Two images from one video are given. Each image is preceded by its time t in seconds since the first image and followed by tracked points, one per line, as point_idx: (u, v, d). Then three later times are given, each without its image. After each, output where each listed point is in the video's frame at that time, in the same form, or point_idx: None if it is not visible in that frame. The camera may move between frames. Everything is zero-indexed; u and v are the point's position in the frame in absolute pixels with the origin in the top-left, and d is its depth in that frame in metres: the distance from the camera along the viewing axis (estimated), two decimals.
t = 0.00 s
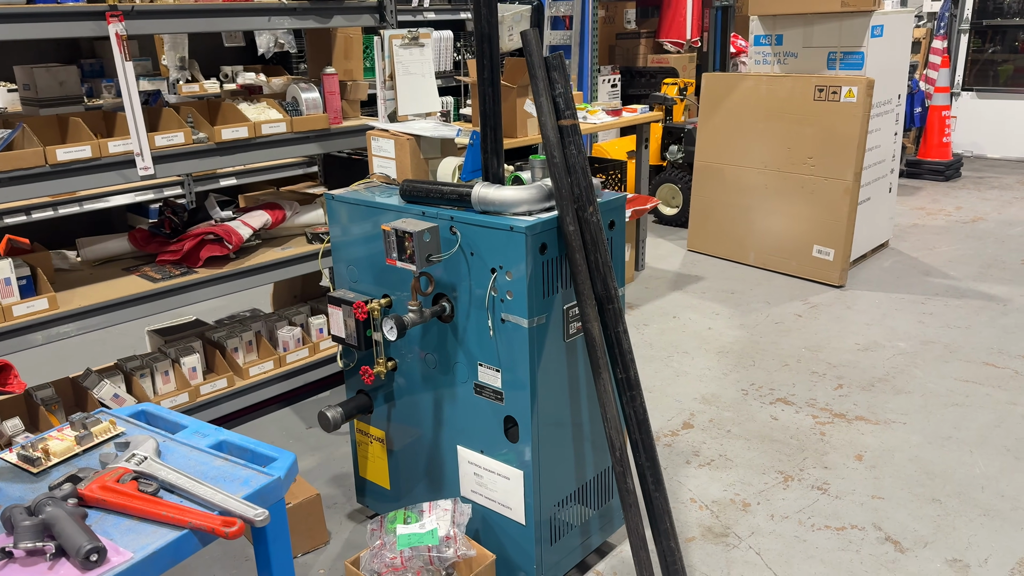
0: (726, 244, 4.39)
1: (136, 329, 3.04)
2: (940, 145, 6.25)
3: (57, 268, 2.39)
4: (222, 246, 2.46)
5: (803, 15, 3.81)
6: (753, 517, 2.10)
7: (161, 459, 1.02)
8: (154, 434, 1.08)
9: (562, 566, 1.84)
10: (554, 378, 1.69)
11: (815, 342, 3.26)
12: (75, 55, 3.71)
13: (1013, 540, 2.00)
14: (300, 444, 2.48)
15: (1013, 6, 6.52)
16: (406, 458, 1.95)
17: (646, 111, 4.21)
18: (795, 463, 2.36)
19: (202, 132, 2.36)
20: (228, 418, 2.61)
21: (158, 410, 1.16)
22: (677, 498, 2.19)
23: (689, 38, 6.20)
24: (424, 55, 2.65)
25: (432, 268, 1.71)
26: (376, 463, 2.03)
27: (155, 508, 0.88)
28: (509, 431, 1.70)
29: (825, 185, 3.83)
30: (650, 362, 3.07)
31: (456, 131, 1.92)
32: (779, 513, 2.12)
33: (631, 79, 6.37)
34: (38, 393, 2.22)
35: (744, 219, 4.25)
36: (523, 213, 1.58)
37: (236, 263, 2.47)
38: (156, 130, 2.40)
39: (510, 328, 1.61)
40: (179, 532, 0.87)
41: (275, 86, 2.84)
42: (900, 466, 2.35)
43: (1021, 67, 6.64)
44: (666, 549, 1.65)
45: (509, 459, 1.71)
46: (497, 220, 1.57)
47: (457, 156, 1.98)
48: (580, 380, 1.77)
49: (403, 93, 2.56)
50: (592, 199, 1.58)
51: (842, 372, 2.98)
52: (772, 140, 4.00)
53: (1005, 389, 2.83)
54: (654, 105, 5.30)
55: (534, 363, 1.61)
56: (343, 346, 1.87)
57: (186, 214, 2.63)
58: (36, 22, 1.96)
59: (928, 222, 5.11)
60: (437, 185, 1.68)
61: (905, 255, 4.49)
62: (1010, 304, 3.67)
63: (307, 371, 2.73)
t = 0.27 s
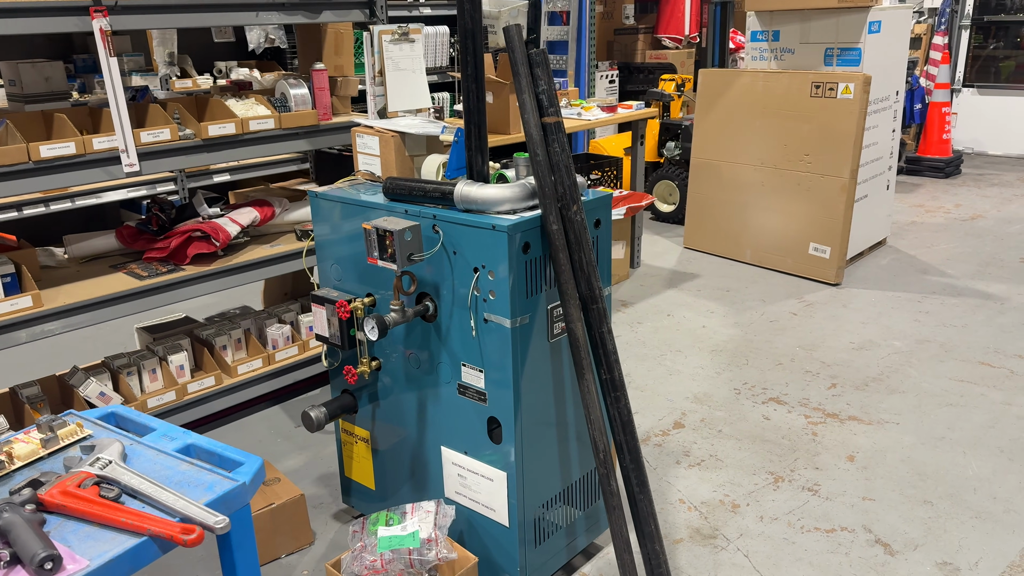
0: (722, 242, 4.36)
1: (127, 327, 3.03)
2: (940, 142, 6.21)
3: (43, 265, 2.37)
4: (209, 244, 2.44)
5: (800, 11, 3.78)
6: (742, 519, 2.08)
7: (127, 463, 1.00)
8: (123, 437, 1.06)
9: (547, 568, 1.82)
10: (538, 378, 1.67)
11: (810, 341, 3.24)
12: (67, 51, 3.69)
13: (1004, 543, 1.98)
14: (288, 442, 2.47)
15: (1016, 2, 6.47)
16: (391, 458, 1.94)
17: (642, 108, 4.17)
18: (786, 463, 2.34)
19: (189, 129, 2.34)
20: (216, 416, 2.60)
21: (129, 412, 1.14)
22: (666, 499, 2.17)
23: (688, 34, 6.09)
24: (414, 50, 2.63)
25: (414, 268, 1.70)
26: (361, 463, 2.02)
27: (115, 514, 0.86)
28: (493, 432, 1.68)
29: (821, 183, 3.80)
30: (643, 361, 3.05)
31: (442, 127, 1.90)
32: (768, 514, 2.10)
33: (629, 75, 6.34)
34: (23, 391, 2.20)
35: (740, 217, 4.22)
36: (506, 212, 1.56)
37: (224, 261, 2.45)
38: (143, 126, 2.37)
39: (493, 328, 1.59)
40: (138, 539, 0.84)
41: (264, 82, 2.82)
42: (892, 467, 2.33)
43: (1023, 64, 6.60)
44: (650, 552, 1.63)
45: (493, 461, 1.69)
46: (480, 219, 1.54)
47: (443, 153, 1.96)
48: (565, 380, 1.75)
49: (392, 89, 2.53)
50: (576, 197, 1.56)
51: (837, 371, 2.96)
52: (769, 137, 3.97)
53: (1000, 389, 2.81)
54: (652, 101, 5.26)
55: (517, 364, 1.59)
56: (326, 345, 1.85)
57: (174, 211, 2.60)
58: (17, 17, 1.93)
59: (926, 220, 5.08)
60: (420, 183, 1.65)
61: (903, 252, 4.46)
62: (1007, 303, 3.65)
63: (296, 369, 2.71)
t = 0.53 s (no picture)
0: (721, 243, 4.33)
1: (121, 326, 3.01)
2: (944, 144, 6.17)
3: (33, 264, 2.35)
4: (199, 244, 2.42)
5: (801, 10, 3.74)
6: (733, 525, 2.05)
7: (91, 470, 0.98)
8: (90, 443, 1.04)
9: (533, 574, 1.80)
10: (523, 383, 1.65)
11: (807, 344, 3.21)
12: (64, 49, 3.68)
13: (998, 552, 1.95)
14: (278, 444, 2.45)
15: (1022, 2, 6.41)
16: (377, 462, 1.92)
17: (641, 108, 4.14)
18: (779, 469, 2.32)
19: (179, 128, 2.32)
20: (207, 417, 2.58)
21: (99, 417, 1.13)
22: (656, 504, 2.14)
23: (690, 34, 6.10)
24: (408, 49, 2.60)
25: (398, 270, 1.68)
26: (347, 466, 2.00)
27: (71, 524, 0.84)
28: (477, 436, 1.66)
29: (821, 184, 3.77)
30: (638, 363, 3.02)
31: (428, 127, 1.88)
32: (759, 520, 2.08)
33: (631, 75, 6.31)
34: (11, 390, 2.18)
35: (739, 218, 4.19)
36: (490, 215, 1.54)
37: (214, 261, 2.44)
38: (132, 125, 2.36)
39: (476, 332, 1.57)
40: (93, 550, 0.82)
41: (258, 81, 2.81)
42: (886, 473, 2.30)
43: None
44: (635, 559, 1.60)
45: (477, 466, 1.68)
46: (463, 221, 1.52)
47: (431, 154, 1.94)
48: (550, 385, 1.73)
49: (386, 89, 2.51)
50: (561, 200, 1.54)
51: (833, 375, 2.93)
52: (768, 138, 3.94)
53: (998, 394, 2.77)
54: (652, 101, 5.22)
55: (501, 368, 1.57)
56: (311, 347, 1.84)
57: (165, 211, 2.59)
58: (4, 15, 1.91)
59: (929, 222, 5.04)
60: (403, 184, 1.64)
61: (903, 255, 4.42)
62: (1008, 306, 3.61)
63: (288, 370, 2.69)
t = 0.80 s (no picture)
0: (727, 251, 4.31)
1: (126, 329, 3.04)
2: (955, 151, 6.12)
3: (37, 268, 2.38)
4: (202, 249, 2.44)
5: (807, 18, 3.73)
6: (730, 536, 2.04)
7: (76, 478, 1.00)
8: (76, 451, 1.06)
9: None
10: (517, 391, 1.65)
11: (811, 353, 3.19)
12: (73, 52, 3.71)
13: (998, 567, 1.93)
14: (278, 449, 2.47)
15: None
16: (373, 468, 1.93)
17: (647, 114, 4.13)
18: (779, 479, 2.31)
19: (182, 134, 2.34)
20: (208, 421, 2.60)
21: (87, 425, 1.14)
22: (654, 514, 2.13)
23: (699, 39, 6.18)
24: (411, 57, 2.60)
25: (393, 278, 1.68)
26: (343, 473, 2.01)
27: (52, 533, 0.85)
28: (471, 445, 1.66)
29: (827, 192, 3.75)
30: (640, 371, 3.01)
31: (426, 136, 1.88)
32: (757, 532, 2.06)
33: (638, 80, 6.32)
34: (14, 394, 2.20)
35: (745, 225, 4.17)
36: (484, 224, 1.54)
37: (216, 266, 2.46)
38: (137, 131, 2.38)
39: (469, 340, 1.58)
40: (72, 559, 0.84)
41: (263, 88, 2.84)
42: (886, 485, 2.29)
43: None
44: (628, 570, 1.60)
45: (470, 474, 1.68)
46: (457, 229, 1.53)
47: (430, 162, 1.95)
48: (545, 394, 1.73)
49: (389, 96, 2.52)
50: (555, 209, 1.54)
51: (836, 385, 2.91)
52: (775, 145, 3.92)
53: (1003, 406, 2.75)
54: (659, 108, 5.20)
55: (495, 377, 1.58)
56: (308, 354, 1.84)
57: (168, 215, 2.60)
58: (9, 23, 1.93)
59: (938, 230, 5.00)
60: (399, 192, 1.65)
61: (911, 263, 4.39)
62: (1016, 316, 3.58)
63: (289, 375, 2.70)
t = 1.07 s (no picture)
0: (734, 256, 4.29)
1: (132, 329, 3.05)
2: (966, 157, 6.07)
3: (42, 268, 2.39)
4: (205, 250, 2.45)
5: (816, 22, 3.71)
6: (730, 543, 2.03)
7: (65, 476, 1.01)
8: (67, 450, 1.07)
9: None
10: (514, 395, 1.64)
11: (816, 359, 3.17)
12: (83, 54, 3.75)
13: None
14: (279, 450, 2.47)
15: None
16: (371, 471, 1.92)
17: (654, 118, 4.12)
18: (780, 486, 2.29)
19: (186, 135, 2.35)
20: (210, 422, 2.61)
21: (79, 424, 1.15)
22: (653, 520, 2.12)
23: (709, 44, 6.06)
24: (416, 60, 2.61)
25: (390, 281, 1.69)
26: (342, 475, 2.01)
27: (37, 531, 0.85)
28: (467, 449, 1.66)
29: (835, 197, 3.72)
30: (644, 376, 2.99)
31: (426, 138, 1.88)
32: (757, 539, 2.05)
33: (648, 85, 6.30)
34: (17, 392, 2.22)
35: (752, 230, 4.15)
36: (482, 226, 1.54)
37: (220, 267, 2.47)
38: (141, 132, 2.40)
39: (466, 343, 1.57)
40: (56, 558, 0.84)
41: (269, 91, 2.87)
42: (889, 493, 2.27)
43: None
44: None
45: (466, 478, 1.67)
46: (453, 232, 1.53)
47: (430, 164, 1.95)
48: (543, 397, 1.72)
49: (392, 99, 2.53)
50: (552, 212, 1.53)
51: (841, 392, 2.89)
52: (783, 150, 3.90)
53: (1010, 414, 2.72)
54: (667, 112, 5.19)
55: (491, 381, 1.57)
56: (306, 356, 1.85)
57: (172, 216, 2.62)
58: (14, 24, 1.95)
59: (948, 236, 4.96)
60: (397, 194, 1.65)
61: (920, 269, 4.36)
62: None
63: (292, 377, 2.70)
